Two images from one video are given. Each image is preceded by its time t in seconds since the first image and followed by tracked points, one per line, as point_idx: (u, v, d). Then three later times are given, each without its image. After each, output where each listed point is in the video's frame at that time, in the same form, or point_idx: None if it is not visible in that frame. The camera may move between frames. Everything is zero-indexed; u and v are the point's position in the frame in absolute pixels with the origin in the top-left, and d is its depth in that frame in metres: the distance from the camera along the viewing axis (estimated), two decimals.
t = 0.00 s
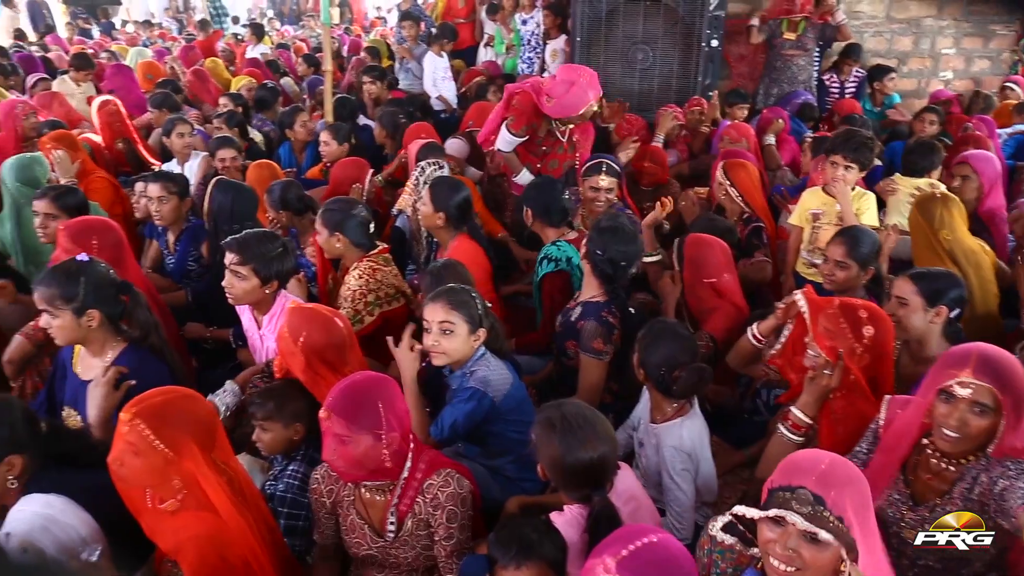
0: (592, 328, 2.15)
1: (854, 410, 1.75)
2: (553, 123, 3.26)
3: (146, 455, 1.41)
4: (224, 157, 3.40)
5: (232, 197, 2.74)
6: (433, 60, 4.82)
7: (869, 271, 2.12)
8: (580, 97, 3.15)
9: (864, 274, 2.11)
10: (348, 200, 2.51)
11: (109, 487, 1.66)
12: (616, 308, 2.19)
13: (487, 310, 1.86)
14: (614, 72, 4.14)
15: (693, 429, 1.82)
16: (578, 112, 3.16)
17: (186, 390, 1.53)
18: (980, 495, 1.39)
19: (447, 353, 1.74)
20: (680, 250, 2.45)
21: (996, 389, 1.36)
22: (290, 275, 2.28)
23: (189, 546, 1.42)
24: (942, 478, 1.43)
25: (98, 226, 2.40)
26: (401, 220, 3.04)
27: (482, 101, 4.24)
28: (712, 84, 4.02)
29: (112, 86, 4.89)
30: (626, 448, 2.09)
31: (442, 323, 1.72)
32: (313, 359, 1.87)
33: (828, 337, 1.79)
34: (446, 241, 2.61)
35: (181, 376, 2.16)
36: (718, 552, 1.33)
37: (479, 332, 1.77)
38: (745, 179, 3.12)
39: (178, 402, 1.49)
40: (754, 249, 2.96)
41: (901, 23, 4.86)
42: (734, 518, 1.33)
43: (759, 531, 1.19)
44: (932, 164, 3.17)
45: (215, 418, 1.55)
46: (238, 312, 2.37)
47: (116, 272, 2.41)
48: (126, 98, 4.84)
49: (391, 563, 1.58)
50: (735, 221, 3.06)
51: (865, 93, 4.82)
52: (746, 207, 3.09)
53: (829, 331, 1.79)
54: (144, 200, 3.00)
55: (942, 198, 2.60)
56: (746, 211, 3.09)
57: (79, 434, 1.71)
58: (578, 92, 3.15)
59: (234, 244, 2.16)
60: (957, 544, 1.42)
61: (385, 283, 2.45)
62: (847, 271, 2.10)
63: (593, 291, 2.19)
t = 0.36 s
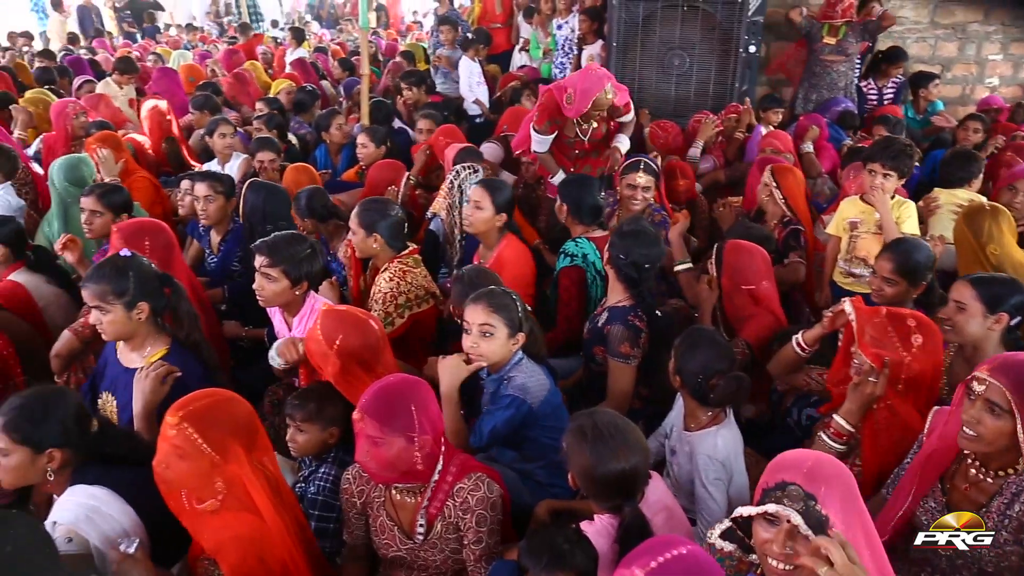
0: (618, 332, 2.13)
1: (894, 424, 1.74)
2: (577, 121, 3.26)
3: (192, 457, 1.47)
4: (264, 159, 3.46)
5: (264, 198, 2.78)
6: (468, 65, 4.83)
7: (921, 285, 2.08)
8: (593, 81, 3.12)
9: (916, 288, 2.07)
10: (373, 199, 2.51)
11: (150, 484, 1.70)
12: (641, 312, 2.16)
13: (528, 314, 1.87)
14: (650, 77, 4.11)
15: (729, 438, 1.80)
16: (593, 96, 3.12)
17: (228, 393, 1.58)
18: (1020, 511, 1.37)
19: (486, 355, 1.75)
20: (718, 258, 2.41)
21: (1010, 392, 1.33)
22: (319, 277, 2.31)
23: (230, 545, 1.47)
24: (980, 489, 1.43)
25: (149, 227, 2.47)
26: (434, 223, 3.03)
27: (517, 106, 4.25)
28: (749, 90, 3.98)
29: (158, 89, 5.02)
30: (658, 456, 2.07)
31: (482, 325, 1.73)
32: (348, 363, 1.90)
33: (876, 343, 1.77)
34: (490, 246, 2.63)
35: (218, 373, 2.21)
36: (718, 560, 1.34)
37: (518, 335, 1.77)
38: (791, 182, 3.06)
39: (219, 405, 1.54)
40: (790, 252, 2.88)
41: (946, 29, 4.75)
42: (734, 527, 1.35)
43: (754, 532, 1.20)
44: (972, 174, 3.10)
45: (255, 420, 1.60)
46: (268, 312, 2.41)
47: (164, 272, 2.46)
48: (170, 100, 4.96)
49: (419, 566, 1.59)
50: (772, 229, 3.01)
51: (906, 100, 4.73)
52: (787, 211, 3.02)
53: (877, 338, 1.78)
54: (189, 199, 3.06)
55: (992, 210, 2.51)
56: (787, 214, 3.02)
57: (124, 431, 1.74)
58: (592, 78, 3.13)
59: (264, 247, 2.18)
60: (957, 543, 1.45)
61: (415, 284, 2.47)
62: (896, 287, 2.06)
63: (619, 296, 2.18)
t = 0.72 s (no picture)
0: (636, 338, 2.11)
1: (929, 438, 1.70)
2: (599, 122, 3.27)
3: (226, 454, 1.49)
4: (297, 158, 3.50)
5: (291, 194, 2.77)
6: (499, 69, 4.86)
7: (963, 301, 2.03)
8: (610, 80, 3.08)
9: (958, 304, 2.02)
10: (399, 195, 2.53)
11: (181, 476, 1.71)
12: (658, 317, 2.15)
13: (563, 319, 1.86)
14: (683, 85, 4.07)
15: (756, 449, 1.77)
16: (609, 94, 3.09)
17: (260, 391, 1.60)
18: None
19: (524, 362, 1.74)
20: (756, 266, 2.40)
21: None
22: (347, 274, 2.32)
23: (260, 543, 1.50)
24: (1007, 501, 1.39)
25: (191, 225, 2.51)
26: (463, 225, 3.02)
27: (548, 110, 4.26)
28: (783, 99, 3.94)
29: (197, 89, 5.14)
30: (685, 465, 2.04)
31: (517, 334, 1.71)
32: (380, 359, 1.90)
33: (913, 355, 1.73)
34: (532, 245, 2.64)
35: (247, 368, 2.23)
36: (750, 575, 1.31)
37: (553, 342, 1.76)
38: (840, 192, 2.98)
39: (255, 403, 1.56)
40: (830, 256, 2.87)
41: (988, 39, 4.66)
42: (766, 540, 1.33)
43: (787, 540, 1.18)
44: None
45: (287, 417, 1.61)
46: (296, 310, 2.44)
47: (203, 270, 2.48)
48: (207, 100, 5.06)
49: (442, 567, 1.59)
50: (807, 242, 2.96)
51: (944, 112, 4.66)
52: (832, 219, 2.96)
53: (912, 350, 1.74)
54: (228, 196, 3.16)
55: None
56: (832, 222, 2.95)
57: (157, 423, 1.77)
58: (608, 78, 3.09)
59: (293, 244, 2.18)
60: (957, 543, 1.44)
61: (437, 281, 2.47)
62: (935, 303, 2.02)
63: (638, 301, 2.17)
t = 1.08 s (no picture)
0: (656, 347, 2.10)
1: (963, 456, 1.68)
2: (625, 128, 3.23)
3: (254, 450, 1.51)
4: (325, 157, 3.52)
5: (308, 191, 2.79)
6: (526, 71, 4.87)
7: (994, 312, 1.99)
8: (635, 86, 3.05)
9: (986, 314, 1.99)
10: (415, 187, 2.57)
11: (207, 471, 1.73)
12: (678, 325, 2.13)
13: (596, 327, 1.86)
14: (711, 90, 4.04)
15: (781, 460, 1.74)
16: (629, 100, 3.06)
17: (289, 389, 1.61)
18: None
19: (555, 368, 1.73)
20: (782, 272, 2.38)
21: None
22: (373, 271, 2.33)
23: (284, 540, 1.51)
24: None
25: (218, 222, 2.53)
26: (488, 225, 3.07)
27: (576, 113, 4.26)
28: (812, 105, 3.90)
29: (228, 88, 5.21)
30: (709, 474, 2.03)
31: (550, 338, 1.71)
32: (416, 350, 1.89)
33: (942, 369, 1.69)
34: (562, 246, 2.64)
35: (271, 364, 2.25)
36: None
37: (585, 348, 1.75)
38: (877, 200, 2.93)
39: (284, 400, 1.57)
40: (862, 261, 2.88)
41: None
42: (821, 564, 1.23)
43: None
44: None
45: (313, 415, 1.62)
46: (323, 306, 2.45)
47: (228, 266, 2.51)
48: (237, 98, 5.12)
49: (462, 571, 1.59)
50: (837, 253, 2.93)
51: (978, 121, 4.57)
52: (867, 226, 2.92)
53: (944, 364, 1.69)
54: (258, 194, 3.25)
55: None
56: (866, 229, 2.92)
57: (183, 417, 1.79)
58: (632, 83, 3.06)
59: (323, 237, 2.20)
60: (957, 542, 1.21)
61: (449, 274, 2.44)
62: (962, 308, 1.99)
63: (657, 310, 2.17)
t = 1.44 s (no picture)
0: (674, 354, 2.09)
1: (989, 471, 1.66)
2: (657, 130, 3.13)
3: (276, 451, 1.52)
4: (347, 156, 3.55)
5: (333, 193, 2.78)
6: (547, 74, 4.88)
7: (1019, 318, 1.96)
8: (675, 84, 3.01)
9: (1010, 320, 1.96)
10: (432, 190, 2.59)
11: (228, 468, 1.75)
12: (697, 332, 2.13)
13: (620, 335, 1.86)
14: (734, 95, 4.03)
15: (801, 469, 1.74)
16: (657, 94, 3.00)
17: (311, 388, 1.63)
18: None
19: (568, 363, 1.74)
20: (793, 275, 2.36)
21: None
22: (395, 270, 2.34)
23: (303, 540, 1.54)
24: None
25: (231, 221, 2.55)
26: (508, 228, 3.08)
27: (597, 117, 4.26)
28: (836, 111, 3.89)
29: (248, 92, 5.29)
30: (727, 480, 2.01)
31: (568, 334, 1.73)
32: (440, 355, 1.90)
33: (965, 381, 1.67)
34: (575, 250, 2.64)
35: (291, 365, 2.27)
36: None
37: (604, 353, 1.75)
38: (906, 210, 2.94)
39: (306, 401, 1.59)
40: (889, 268, 2.88)
41: None
42: None
43: None
44: None
45: (334, 415, 1.62)
46: (346, 306, 2.47)
47: (248, 265, 2.53)
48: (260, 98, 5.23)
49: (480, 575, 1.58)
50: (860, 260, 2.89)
51: (1005, 127, 4.53)
52: (895, 234, 2.91)
53: (968, 376, 1.67)
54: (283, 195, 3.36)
55: None
56: (894, 237, 2.91)
57: (204, 416, 1.81)
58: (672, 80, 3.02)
59: (344, 238, 2.22)
60: (956, 544, 1.16)
61: (467, 274, 2.44)
62: (985, 310, 1.97)
63: (674, 317, 2.16)
